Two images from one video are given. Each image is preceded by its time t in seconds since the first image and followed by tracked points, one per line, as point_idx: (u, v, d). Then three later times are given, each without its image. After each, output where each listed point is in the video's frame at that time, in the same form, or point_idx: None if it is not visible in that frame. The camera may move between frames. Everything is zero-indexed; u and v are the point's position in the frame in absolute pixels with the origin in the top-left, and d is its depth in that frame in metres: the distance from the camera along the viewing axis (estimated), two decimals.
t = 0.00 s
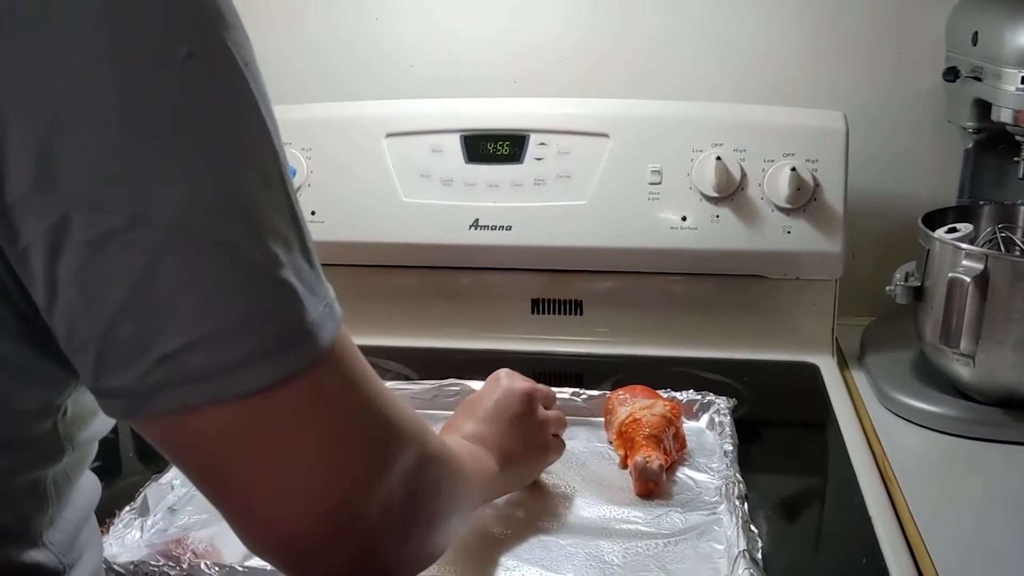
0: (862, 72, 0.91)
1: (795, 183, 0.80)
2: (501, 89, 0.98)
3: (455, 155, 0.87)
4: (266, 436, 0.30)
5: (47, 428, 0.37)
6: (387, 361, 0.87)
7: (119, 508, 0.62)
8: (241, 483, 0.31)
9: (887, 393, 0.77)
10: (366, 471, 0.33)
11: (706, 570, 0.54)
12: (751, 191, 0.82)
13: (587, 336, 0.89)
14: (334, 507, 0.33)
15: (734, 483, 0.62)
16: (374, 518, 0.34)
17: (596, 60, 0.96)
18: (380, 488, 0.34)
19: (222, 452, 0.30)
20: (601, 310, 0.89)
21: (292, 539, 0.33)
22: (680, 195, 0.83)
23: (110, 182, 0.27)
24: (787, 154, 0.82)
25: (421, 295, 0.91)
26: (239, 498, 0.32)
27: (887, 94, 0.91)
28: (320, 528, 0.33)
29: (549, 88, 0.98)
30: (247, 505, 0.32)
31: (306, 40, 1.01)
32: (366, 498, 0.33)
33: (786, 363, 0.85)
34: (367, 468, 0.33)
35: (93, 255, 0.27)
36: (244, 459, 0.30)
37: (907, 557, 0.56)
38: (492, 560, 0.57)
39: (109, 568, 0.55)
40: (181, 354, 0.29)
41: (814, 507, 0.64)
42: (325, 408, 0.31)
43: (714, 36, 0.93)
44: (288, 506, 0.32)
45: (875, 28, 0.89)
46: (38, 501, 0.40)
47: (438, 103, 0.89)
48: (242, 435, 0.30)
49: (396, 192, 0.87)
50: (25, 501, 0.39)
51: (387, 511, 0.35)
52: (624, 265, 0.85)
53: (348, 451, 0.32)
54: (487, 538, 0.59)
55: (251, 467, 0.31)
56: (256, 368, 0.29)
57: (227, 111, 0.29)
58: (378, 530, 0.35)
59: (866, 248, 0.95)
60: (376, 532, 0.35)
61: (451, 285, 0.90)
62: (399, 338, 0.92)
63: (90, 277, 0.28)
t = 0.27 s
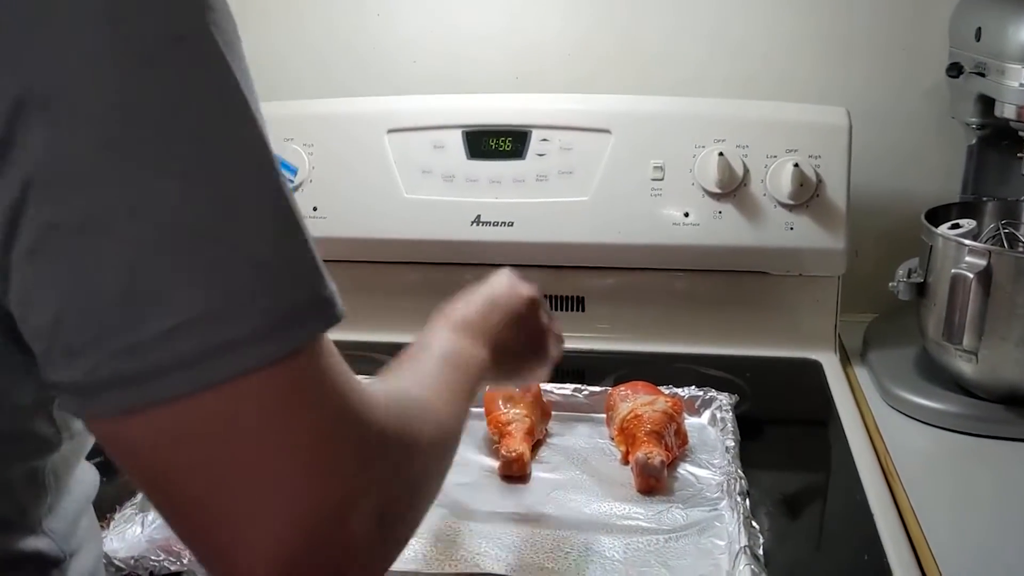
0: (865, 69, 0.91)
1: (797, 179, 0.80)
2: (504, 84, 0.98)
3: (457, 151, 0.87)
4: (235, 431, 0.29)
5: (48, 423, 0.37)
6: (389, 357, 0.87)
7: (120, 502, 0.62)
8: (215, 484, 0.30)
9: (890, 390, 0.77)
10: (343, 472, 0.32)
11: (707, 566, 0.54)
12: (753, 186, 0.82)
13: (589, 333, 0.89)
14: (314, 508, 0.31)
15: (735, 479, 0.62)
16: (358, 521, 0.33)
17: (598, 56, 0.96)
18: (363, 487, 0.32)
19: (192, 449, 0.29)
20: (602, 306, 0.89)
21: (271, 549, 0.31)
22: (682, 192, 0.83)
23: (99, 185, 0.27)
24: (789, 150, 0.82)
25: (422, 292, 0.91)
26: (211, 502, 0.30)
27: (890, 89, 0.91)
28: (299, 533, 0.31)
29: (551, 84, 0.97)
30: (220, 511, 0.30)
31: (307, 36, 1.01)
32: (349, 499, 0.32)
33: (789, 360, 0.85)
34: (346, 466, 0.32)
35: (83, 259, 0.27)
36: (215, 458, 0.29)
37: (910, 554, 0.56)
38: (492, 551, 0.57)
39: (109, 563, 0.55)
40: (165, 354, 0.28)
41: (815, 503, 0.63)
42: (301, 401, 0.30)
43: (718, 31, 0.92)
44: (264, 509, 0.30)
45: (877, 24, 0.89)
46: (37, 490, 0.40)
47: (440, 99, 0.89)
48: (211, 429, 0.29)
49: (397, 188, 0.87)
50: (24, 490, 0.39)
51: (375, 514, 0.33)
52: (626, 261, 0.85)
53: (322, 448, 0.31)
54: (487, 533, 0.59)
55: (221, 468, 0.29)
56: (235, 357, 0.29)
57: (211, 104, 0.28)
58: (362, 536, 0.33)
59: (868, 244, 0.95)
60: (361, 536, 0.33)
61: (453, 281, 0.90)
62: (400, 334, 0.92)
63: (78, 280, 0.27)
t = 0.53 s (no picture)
0: (868, 66, 0.90)
1: (800, 177, 0.79)
2: (506, 82, 0.98)
3: (459, 148, 0.86)
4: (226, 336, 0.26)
5: (3, 352, 0.37)
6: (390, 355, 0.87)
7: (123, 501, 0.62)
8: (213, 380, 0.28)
9: (893, 388, 0.77)
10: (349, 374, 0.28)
11: (709, 565, 0.54)
12: (756, 185, 0.82)
13: (591, 330, 0.89)
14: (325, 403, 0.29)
15: (738, 478, 0.62)
16: (380, 409, 0.30)
17: (601, 53, 0.95)
18: (378, 383, 0.29)
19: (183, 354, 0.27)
20: (605, 304, 0.88)
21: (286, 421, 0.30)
22: (685, 190, 0.82)
23: (80, 160, 0.24)
24: (792, 148, 0.82)
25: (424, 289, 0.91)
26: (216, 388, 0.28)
27: (893, 87, 0.90)
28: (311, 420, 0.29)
29: (554, 81, 0.97)
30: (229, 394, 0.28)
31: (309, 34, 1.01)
32: (361, 393, 0.29)
33: (791, 359, 0.85)
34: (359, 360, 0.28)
35: (74, 240, 0.24)
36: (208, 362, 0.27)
37: (913, 554, 0.55)
38: (494, 549, 0.56)
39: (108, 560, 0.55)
40: (158, 285, 0.25)
41: (819, 502, 0.63)
42: (300, 287, 0.26)
43: (720, 29, 0.92)
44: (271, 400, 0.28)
45: (881, 21, 0.89)
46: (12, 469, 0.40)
47: (442, 96, 0.88)
48: (201, 335, 0.26)
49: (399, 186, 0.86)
50: None
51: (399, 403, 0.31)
52: (628, 259, 0.84)
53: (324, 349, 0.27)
54: (488, 532, 0.58)
55: (274, 334, 0.26)
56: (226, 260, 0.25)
57: (176, 41, 0.24)
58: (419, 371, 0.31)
59: (871, 244, 0.95)
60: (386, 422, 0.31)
61: (455, 279, 0.90)
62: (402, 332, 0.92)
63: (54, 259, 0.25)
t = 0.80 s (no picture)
0: (872, 63, 0.90)
1: (804, 174, 0.79)
2: (509, 79, 0.98)
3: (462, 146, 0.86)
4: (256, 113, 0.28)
5: None
6: (393, 353, 0.87)
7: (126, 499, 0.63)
8: (247, 166, 0.29)
9: (896, 386, 0.77)
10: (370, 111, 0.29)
11: (711, 563, 0.54)
12: (759, 182, 0.81)
13: (594, 328, 0.89)
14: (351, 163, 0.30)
15: (741, 476, 0.62)
16: (391, 137, 0.30)
17: (604, 51, 0.95)
18: (403, 128, 0.30)
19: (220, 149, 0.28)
20: (608, 302, 0.88)
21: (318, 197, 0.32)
22: (688, 187, 0.82)
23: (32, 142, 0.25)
24: (796, 145, 0.81)
25: (428, 287, 0.91)
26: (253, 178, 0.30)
27: (897, 84, 0.90)
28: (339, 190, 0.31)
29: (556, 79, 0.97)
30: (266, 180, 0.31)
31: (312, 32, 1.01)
32: (383, 135, 0.30)
33: (795, 357, 0.85)
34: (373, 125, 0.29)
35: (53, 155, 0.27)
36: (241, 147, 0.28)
37: (915, 552, 0.55)
38: (497, 547, 0.56)
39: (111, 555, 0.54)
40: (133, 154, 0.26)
41: (821, 501, 0.63)
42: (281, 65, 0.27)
43: (723, 26, 0.92)
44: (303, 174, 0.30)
45: (885, 18, 0.89)
46: None
47: (444, 93, 0.88)
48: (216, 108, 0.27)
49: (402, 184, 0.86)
50: None
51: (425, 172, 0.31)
52: (631, 257, 0.84)
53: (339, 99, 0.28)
54: (491, 529, 0.58)
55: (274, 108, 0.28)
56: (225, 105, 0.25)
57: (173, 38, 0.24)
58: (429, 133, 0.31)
59: (874, 242, 0.95)
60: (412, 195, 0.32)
61: (458, 277, 0.90)
62: (405, 330, 0.92)
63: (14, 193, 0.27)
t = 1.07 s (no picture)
0: (876, 59, 0.90)
1: (808, 172, 0.79)
2: (513, 77, 0.98)
3: (466, 143, 0.86)
4: (214, 33, 0.29)
5: None
6: (397, 350, 0.87)
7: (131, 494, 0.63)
8: (195, 94, 0.31)
9: (900, 383, 0.77)
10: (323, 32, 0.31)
11: (716, 560, 0.54)
12: (764, 179, 0.81)
13: (598, 325, 0.89)
14: (302, 85, 0.31)
15: (745, 473, 0.62)
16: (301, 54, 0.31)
17: (609, 48, 0.95)
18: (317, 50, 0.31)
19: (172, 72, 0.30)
20: (612, 299, 0.88)
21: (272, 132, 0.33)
22: (692, 184, 0.82)
23: None
24: (800, 142, 0.81)
25: (432, 284, 0.91)
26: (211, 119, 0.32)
27: (901, 81, 0.90)
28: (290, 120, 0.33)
29: (560, 76, 0.97)
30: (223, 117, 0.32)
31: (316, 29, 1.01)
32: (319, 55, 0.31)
33: (799, 354, 0.85)
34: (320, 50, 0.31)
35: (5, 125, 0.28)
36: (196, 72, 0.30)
37: (920, 549, 0.55)
38: (501, 544, 0.56)
39: (115, 551, 0.54)
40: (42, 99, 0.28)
41: (825, 497, 0.63)
42: None
43: (727, 22, 0.92)
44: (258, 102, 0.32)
45: (889, 14, 0.88)
46: None
47: (448, 90, 0.88)
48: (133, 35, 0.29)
49: (407, 182, 0.86)
50: None
51: (368, 97, 0.33)
52: (635, 254, 0.84)
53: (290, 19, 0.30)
54: (494, 526, 0.58)
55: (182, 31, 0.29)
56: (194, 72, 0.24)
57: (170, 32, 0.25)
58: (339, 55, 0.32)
59: (879, 239, 0.94)
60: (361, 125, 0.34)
61: (462, 274, 0.90)
62: (409, 327, 0.92)
63: None
